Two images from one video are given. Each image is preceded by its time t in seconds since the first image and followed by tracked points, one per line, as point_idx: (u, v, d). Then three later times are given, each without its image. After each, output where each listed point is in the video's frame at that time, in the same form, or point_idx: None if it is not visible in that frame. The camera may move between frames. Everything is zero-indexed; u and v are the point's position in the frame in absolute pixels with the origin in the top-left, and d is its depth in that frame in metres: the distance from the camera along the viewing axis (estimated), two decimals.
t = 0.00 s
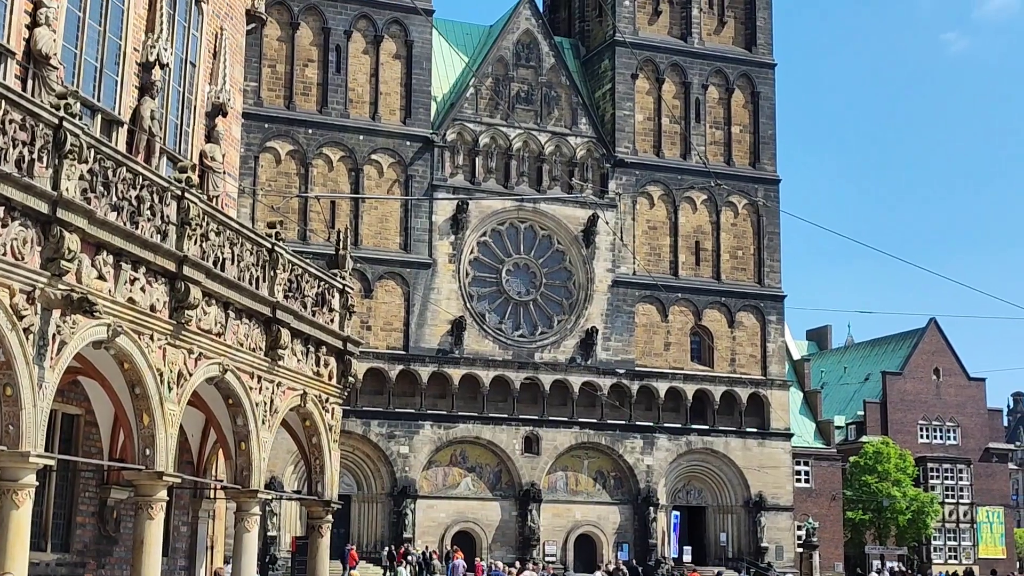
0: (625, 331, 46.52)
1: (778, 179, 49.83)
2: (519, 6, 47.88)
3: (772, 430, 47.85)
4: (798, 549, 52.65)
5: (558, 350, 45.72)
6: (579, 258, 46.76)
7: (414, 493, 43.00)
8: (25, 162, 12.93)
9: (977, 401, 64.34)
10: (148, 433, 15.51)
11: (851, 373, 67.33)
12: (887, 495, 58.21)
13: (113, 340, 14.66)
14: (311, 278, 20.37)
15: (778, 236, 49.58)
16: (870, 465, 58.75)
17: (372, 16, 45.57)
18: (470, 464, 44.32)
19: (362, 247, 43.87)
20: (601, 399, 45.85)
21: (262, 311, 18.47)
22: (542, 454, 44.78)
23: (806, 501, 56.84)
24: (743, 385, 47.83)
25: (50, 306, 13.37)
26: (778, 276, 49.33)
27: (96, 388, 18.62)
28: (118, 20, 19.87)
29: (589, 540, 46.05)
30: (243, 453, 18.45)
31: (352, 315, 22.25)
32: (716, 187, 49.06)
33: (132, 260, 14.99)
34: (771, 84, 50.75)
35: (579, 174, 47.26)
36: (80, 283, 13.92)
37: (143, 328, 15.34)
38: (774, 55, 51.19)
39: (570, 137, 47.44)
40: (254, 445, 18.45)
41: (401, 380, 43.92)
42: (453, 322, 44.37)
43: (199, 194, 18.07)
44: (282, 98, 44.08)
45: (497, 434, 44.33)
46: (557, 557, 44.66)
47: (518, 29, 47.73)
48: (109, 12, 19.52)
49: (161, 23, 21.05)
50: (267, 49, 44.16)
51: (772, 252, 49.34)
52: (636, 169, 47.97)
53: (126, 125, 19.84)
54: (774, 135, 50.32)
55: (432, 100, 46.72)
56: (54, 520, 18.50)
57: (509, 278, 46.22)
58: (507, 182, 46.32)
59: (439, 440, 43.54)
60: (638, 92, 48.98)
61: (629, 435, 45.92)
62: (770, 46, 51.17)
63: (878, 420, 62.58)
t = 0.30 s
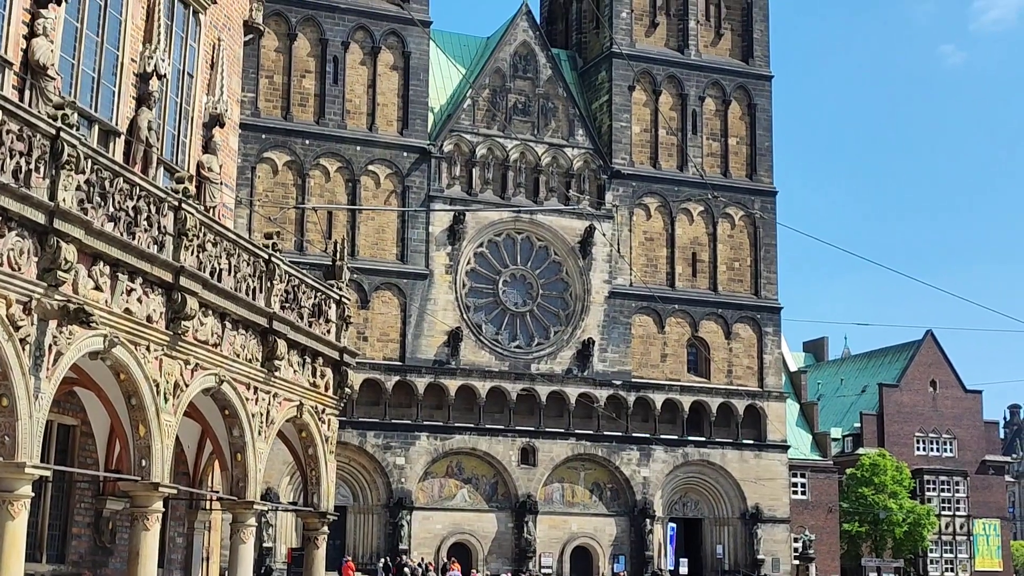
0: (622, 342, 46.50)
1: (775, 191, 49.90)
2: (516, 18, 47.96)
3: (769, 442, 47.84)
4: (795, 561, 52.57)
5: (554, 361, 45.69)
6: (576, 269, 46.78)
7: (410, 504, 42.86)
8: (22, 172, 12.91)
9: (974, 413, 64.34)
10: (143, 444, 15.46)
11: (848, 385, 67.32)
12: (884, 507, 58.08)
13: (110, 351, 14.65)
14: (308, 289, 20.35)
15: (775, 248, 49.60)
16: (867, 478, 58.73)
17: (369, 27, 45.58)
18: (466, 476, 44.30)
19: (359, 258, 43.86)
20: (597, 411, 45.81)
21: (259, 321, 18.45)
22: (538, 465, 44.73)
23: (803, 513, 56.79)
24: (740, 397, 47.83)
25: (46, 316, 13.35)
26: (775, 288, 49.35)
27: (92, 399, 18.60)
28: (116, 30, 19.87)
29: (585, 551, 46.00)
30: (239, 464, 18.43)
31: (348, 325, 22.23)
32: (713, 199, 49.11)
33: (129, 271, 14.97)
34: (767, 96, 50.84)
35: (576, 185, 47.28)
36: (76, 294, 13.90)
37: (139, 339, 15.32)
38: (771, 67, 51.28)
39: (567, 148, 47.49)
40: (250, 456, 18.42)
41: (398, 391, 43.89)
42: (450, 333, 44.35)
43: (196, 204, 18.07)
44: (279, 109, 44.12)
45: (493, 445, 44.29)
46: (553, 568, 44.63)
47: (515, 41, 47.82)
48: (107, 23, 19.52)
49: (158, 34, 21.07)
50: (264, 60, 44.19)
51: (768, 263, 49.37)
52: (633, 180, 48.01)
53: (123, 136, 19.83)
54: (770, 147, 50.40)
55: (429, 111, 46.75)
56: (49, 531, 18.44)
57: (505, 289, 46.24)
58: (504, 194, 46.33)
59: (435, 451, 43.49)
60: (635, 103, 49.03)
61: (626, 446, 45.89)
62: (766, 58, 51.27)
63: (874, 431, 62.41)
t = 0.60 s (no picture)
0: (619, 355, 46.50)
1: (772, 204, 49.95)
2: (513, 31, 48.07)
3: (766, 455, 47.79)
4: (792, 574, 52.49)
5: (552, 374, 45.66)
6: (574, 282, 46.79)
7: (407, 518, 42.77)
8: (20, 185, 12.92)
9: (971, 426, 64.33)
10: (140, 458, 15.43)
11: (846, 398, 67.28)
12: (881, 520, 57.90)
13: (107, 364, 14.64)
14: (306, 302, 20.34)
15: (772, 261, 49.64)
16: (864, 491, 58.56)
17: (367, 40, 45.65)
18: (464, 489, 44.25)
19: (356, 270, 43.86)
20: (595, 424, 45.78)
21: (256, 334, 18.45)
22: (535, 479, 44.67)
23: (801, 526, 56.68)
24: (737, 410, 47.80)
25: (43, 329, 13.35)
26: (772, 301, 49.38)
27: (89, 412, 18.57)
28: (114, 44, 19.91)
29: (583, 565, 45.94)
30: (236, 477, 18.39)
31: (346, 338, 22.21)
32: (710, 212, 49.16)
33: (126, 284, 14.98)
34: (765, 109, 50.93)
35: (574, 199, 47.33)
36: (73, 307, 13.91)
37: (136, 352, 15.31)
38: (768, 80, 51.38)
39: (565, 161, 47.55)
40: (247, 469, 18.39)
41: (395, 404, 43.87)
42: (447, 346, 44.32)
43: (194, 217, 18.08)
44: (277, 122, 44.17)
45: (491, 458, 44.24)
46: None
47: (513, 54, 47.92)
48: (105, 36, 19.56)
49: (156, 47, 21.11)
50: (262, 73, 44.24)
51: (765, 276, 49.38)
52: (630, 194, 48.05)
53: (121, 149, 19.85)
54: (767, 160, 50.46)
55: (427, 124, 46.81)
56: (46, 544, 18.40)
57: (503, 302, 46.25)
58: (502, 207, 46.38)
59: (432, 465, 43.44)
60: (633, 116, 49.13)
61: (623, 460, 45.85)
62: (763, 72, 51.37)
63: (872, 444, 62.40)
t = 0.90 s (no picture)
0: (618, 369, 46.50)
1: (769, 218, 50.01)
2: (511, 46, 48.17)
3: (765, 469, 47.76)
4: None
5: (550, 389, 45.63)
6: (572, 296, 46.80)
7: (405, 533, 42.79)
8: (18, 201, 12.92)
9: (970, 440, 64.32)
10: (138, 473, 15.42)
11: (845, 412, 67.24)
12: (880, 534, 57.84)
13: (105, 379, 14.63)
14: (304, 317, 20.33)
15: (770, 274, 49.67)
16: (863, 505, 58.47)
17: (365, 55, 45.73)
18: (462, 504, 44.20)
19: (354, 285, 43.87)
20: (593, 438, 45.72)
21: (254, 349, 18.44)
22: (534, 493, 44.62)
23: (800, 541, 56.74)
24: (736, 424, 47.75)
25: (41, 345, 13.35)
26: (770, 315, 49.40)
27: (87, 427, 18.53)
28: (112, 59, 19.96)
29: None
30: (234, 493, 18.34)
31: (343, 353, 22.21)
32: (708, 226, 49.20)
33: (124, 299, 14.98)
34: (762, 123, 51.03)
35: (572, 213, 47.39)
36: (71, 322, 13.91)
37: (134, 367, 15.30)
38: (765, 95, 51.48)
39: (563, 175, 47.62)
40: (245, 484, 18.35)
41: (393, 419, 43.84)
42: (446, 361, 44.31)
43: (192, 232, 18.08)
44: (275, 137, 44.19)
45: (489, 473, 44.19)
46: None
47: (511, 69, 48.02)
48: (103, 51, 19.58)
49: (154, 62, 21.14)
50: (260, 88, 44.26)
51: (763, 290, 49.41)
52: (628, 208, 48.10)
53: (119, 164, 19.86)
54: (765, 174, 50.54)
55: (425, 139, 46.86)
56: (43, 560, 18.34)
57: (501, 316, 46.24)
58: (500, 221, 46.43)
59: (431, 479, 43.39)
60: (630, 131, 49.24)
61: (622, 474, 45.81)
62: (761, 86, 51.47)
63: (871, 457, 62.40)
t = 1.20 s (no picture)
0: (617, 384, 46.45)
1: (768, 232, 50.04)
2: (509, 61, 48.27)
3: (765, 484, 47.69)
4: None
5: (549, 404, 45.59)
6: (571, 311, 46.78)
7: (404, 549, 42.75)
8: (16, 218, 12.93)
9: (970, 454, 64.25)
10: (137, 490, 15.39)
11: (845, 426, 67.19)
12: (881, 548, 57.13)
13: (103, 396, 14.62)
14: (302, 333, 20.32)
15: (769, 288, 49.67)
16: (863, 519, 57.70)
17: (363, 71, 45.80)
18: (462, 520, 44.13)
19: (353, 301, 43.86)
20: (592, 453, 45.65)
21: (252, 365, 18.42)
22: (533, 509, 44.55)
23: (800, 555, 57.42)
24: (736, 439, 47.68)
25: (39, 362, 13.34)
26: (769, 329, 49.38)
27: (85, 444, 18.47)
28: (110, 77, 19.99)
29: None
30: (233, 509, 18.30)
31: (342, 369, 22.18)
32: (706, 241, 49.22)
33: (122, 315, 14.98)
34: (760, 138, 51.09)
35: (570, 228, 47.42)
36: (69, 339, 13.90)
37: (132, 384, 15.29)
38: (763, 109, 51.55)
39: (561, 191, 47.67)
40: (243, 501, 18.32)
41: (392, 434, 43.77)
42: (445, 376, 44.27)
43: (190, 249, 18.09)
44: (274, 153, 44.22)
45: (488, 488, 44.10)
46: None
47: (509, 84, 48.10)
48: (101, 68, 19.61)
49: (153, 79, 21.18)
50: (259, 105, 44.32)
51: (762, 305, 49.41)
52: (626, 223, 48.14)
53: (117, 181, 19.88)
54: (763, 189, 50.60)
55: (423, 154, 46.91)
56: None
57: (500, 331, 46.21)
58: (498, 236, 46.43)
59: (430, 495, 43.32)
60: (628, 146, 49.33)
61: (622, 489, 45.73)
62: (758, 101, 51.55)
63: (870, 472, 62.36)
